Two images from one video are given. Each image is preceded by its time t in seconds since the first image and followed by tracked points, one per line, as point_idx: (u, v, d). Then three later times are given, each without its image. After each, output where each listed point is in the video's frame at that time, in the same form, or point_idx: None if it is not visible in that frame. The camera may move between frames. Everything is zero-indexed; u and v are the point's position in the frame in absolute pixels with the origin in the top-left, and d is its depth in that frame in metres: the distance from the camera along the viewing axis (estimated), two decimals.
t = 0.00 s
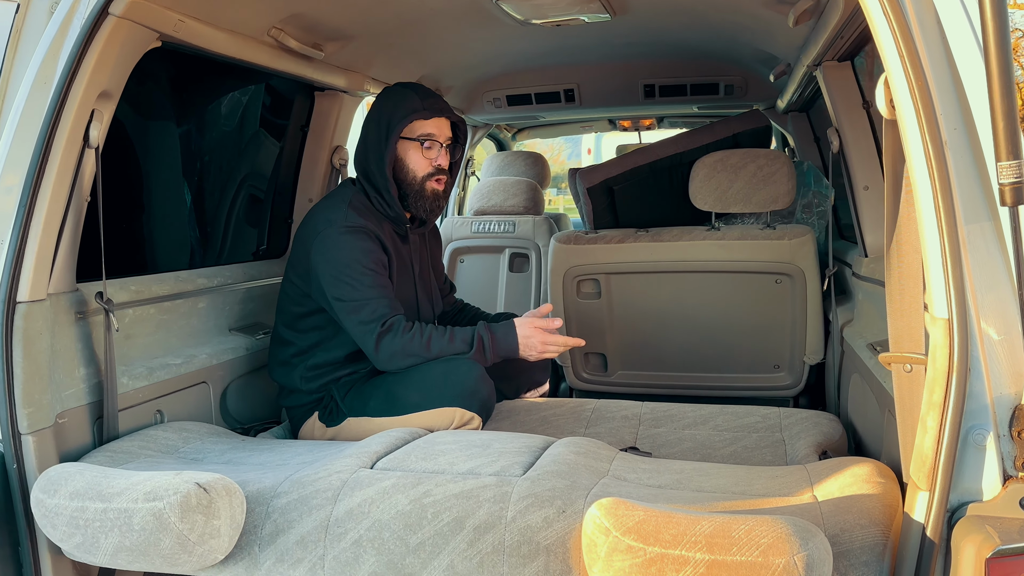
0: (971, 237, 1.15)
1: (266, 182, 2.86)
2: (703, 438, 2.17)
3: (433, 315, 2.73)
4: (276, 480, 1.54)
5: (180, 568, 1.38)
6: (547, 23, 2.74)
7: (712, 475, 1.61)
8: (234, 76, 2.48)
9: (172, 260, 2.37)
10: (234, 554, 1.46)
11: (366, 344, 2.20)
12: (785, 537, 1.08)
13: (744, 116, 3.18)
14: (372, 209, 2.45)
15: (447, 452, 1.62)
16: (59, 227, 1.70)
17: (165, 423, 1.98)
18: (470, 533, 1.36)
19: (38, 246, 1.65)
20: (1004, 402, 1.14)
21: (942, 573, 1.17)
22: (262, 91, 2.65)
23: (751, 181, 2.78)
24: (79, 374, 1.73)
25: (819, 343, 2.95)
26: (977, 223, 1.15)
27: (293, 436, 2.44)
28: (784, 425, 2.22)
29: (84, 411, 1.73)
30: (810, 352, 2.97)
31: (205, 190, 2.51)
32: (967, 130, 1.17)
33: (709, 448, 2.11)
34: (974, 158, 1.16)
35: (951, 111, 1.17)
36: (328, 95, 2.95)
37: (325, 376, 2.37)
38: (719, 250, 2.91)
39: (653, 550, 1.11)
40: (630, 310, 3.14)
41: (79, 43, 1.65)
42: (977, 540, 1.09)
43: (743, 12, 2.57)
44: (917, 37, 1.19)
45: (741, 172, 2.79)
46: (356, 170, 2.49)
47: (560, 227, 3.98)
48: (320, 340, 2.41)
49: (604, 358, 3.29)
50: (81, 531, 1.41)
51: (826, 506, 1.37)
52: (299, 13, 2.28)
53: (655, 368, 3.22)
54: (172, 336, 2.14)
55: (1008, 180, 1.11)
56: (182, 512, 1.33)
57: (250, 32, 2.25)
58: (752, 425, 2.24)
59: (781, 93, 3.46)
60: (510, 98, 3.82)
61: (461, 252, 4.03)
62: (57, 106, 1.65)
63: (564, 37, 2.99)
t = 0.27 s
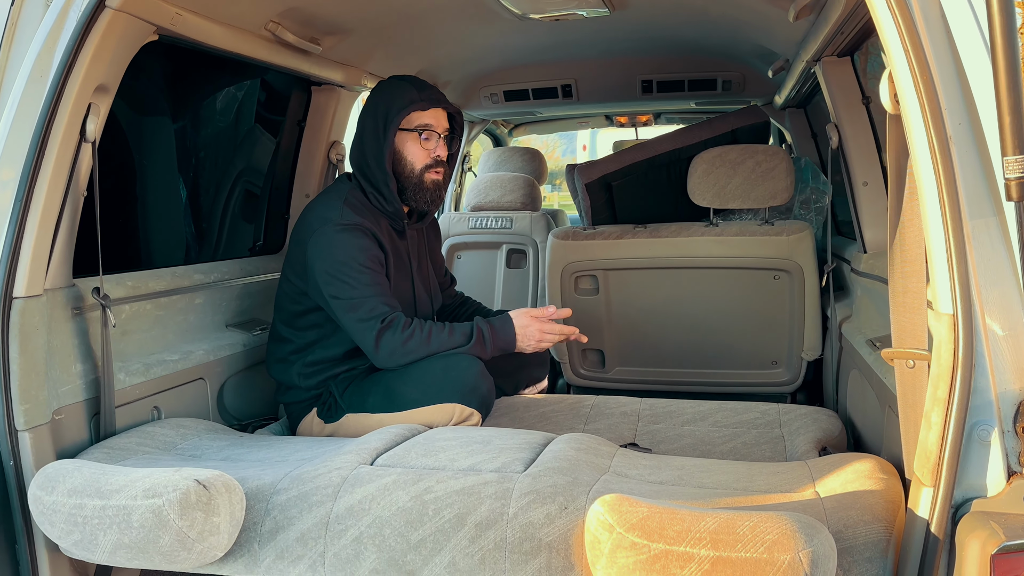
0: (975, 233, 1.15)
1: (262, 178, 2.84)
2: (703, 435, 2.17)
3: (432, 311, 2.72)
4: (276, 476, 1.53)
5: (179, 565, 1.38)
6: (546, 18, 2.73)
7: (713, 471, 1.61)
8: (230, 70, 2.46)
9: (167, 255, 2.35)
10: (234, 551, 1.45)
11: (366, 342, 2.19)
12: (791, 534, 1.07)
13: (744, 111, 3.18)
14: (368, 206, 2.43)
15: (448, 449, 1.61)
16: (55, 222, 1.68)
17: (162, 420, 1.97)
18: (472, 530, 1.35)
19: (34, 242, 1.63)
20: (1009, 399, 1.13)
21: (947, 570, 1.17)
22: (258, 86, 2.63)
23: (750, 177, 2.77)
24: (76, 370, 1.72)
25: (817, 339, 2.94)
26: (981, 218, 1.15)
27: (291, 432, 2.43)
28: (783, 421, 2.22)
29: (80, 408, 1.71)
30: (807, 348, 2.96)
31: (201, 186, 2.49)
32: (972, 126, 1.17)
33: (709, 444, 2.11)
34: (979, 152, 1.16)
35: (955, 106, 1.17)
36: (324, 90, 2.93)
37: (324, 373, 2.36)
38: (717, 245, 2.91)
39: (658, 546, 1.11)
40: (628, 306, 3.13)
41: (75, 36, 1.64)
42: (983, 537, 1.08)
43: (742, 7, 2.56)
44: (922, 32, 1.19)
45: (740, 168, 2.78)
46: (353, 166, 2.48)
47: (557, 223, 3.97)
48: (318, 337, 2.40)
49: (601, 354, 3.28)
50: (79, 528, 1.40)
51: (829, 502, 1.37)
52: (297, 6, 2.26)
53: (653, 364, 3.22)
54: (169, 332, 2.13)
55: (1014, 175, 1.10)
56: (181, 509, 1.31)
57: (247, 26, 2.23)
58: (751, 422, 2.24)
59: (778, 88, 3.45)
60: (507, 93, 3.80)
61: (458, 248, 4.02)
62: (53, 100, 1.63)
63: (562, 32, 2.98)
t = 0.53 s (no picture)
0: (976, 229, 1.15)
1: (260, 174, 2.83)
2: (701, 431, 2.17)
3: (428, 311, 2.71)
4: (275, 473, 1.53)
5: (178, 562, 1.37)
6: (544, 14, 2.72)
7: (712, 468, 1.61)
8: (228, 66, 2.45)
9: (164, 252, 2.34)
10: (233, 548, 1.45)
11: (363, 340, 2.19)
12: (792, 530, 1.07)
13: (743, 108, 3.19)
14: (364, 204, 2.43)
15: (448, 445, 1.61)
16: (53, 217, 1.68)
17: (160, 416, 1.96)
18: (472, 526, 1.35)
19: (32, 238, 1.62)
20: (1009, 395, 1.13)
21: (947, 566, 1.17)
22: (255, 82, 2.62)
23: (748, 173, 2.77)
24: (73, 367, 1.71)
25: (816, 335, 2.94)
26: (982, 214, 1.15)
27: (289, 429, 2.42)
28: (782, 418, 2.22)
29: (78, 404, 1.70)
30: (805, 345, 2.95)
31: (198, 182, 2.48)
32: (974, 122, 1.17)
33: (707, 441, 2.11)
34: (980, 149, 1.16)
35: (958, 102, 1.17)
36: (322, 86, 2.92)
37: (321, 370, 2.35)
38: (715, 242, 2.91)
39: (659, 542, 1.10)
40: (626, 302, 3.13)
41: (72, 32, 1.62)
42: (984, 533, 1.09)
43: (741, 3, 2.56)
44: (924, 29, 1.19)
45: (738, 165, 2.78)
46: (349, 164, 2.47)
47: (555, 220, 3.97)
48: (314, 335, 2.39)
49: (599, 351, 3.28)
50: (78, 525, 1.39)
51: (829, 499, 1.37)
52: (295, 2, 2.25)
53: (650, 361, 3.22)
54: (166, 328, 2.12)
55: (1016, 171, 1.10)
56: (181, 506, 1.31)
57: (245, 21, 2.22)
58: (749, 418, 2.24)
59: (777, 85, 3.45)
60: (505, 89, 3.80)
61: (455, 245, 4.02)
62: (51, 94, 1.62)
63: (561, 28, 2.97)
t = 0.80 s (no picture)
0: (974, 227, 1.15)
1: (257, 171, 2.83)
2: (699, 429, 2.17)
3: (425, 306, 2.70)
4: (273, 470, 1.53)
5: (177, 559, 1.37)
6: (542, 12, 2.72)
7: (709, 465, 1.61)
8: (225, 63, 2.45)
9: (161, 249, 2.34)
10: (232, 544, 1.45)
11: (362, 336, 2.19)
12: (790, 527, 1.08)
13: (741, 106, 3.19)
14: (358, 198, 2.43)
15: (446, 442, 1.61)
16: (51, 214, 1.68)
17: (158, 414, 1.96)
18: (471, 523, 1.35)
19: (30, 235, 1.62)
20: (1006, 392, 1.14)
21: (943, 562, 1.18)
22: (253, 79, 2.61)
23: (745, 171, 2.78)
24: (71, 364, 1.71)
25: (813, 333, 2.95)
26: (979, 212, 1.15)
27: (287, 427, 2.42)
28: (779, 415, 2.23)
29: (76, 401, 1.70)
30: (802, 343, 2.96)
31: (195, 179, 2.47)
32: (972, 120, 1.17)
33: (705, 438, 2.11)
34: (977, 147, 1.16)
35: (955, 101, 1.17)
36: (320, 83, 2.92)
37: (319, 368, 2.36)
38: (713, 240, 2.91)
39: (657, 539, 1.11)
40: (624, 300, 3.14)
41: (70, 29, 1.62)
42: (981, 529, 1.09)
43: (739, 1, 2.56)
44: (922, 27, 1.19)
45: (736, 163, 2.78)
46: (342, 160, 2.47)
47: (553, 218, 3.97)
48: (312, 333, 2.39)
49: (597, 349, 3.30)
50: (77, 522, 1.39)
51: (826, 495, 1.37)
52: None
53: (648, 358, 3.23)
54: (164, 325, 2.12)
55: (1014, 169, 1.11)
56: (179, 502, 1.31)
57: (243, 18, 2.21)
58: (747, 416, 2.25)
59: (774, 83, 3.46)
60: (503, 87, 3.79)
61: (453, 243, 4.02)
62: (49, 91, 1.62)
63: (559, 25, 2.97)
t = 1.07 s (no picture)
0: (967, 227, 1.16)
1: (255, 170, 2.83)
2: (695, 427, 2.18)
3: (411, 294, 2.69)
4: (271, 468, 1.54)
5: (175, 556, 1.38)
6: (540, 11, 2.73)
7: (705, 462, 1.62)
8: (223, 63, 2.45)
9: (159, 248, 2.34)
10: (230, 542, 1.46)
11: (374, 327, 2.16)
12: (784, 524, 1.09)
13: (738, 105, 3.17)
14: (349, 196, 2.37)
15: (443, 440, 1.62)
16: (50, 213, 1.68)
17: (156, 412, 1.97)
18: (467, 520, 1.36)
19: (28, 234, 1.62)
20: (999, 390, 1.14)
21: (936, 559, 1.19)
22: (250, 79, 2.62)
23: (743, 171, 2.78)
24: (70, 363, 1.71)
25: (810, 332, 2.96)
26: (974, 212, 1.16)
27: (284, 426, 2.43)
28: (775, 414, 2.24)
29: (74, 400, 1.71)
30: (799, 342, 2.98)
31: (193, 178, 2.48)
32: (967, 121, 1.17)
33: (701, 436, 2.12)
34: (972, 147, 1.17)
35: (949, 101, 1.17)
36: (319, 83, 2.92)
37: (319, 369, 2.36)
38: (710, 239, 2.91)
39: (652, 536, 1.12)
40: (621, 299, 3.15)
41: (68, 30, 1.62)
42: (973, 526, 1.11)
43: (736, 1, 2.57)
44: (917, 28, 1.19)
45: (733, 163, 2.79)
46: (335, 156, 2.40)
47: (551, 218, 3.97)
48: (312, 335, 2.38)
49: (594, 348, 3.31)
50: (76, 519, 1.40)
51: (821, 493, 1.38)
52: None
53: (645, 357, 3.24)
54: (162, 324, 2.12)
55: (1007, 169, 1.11)
56: (178, 500, 1.32)
57: (241, 17, 2.22)
58: (743, 414, 2.25)
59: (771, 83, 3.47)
60: (501, 86, 3.80)
61: (451, 242, 4.02)
62: (47, 90, 1.62)
63: (557, 25, 2.97)
